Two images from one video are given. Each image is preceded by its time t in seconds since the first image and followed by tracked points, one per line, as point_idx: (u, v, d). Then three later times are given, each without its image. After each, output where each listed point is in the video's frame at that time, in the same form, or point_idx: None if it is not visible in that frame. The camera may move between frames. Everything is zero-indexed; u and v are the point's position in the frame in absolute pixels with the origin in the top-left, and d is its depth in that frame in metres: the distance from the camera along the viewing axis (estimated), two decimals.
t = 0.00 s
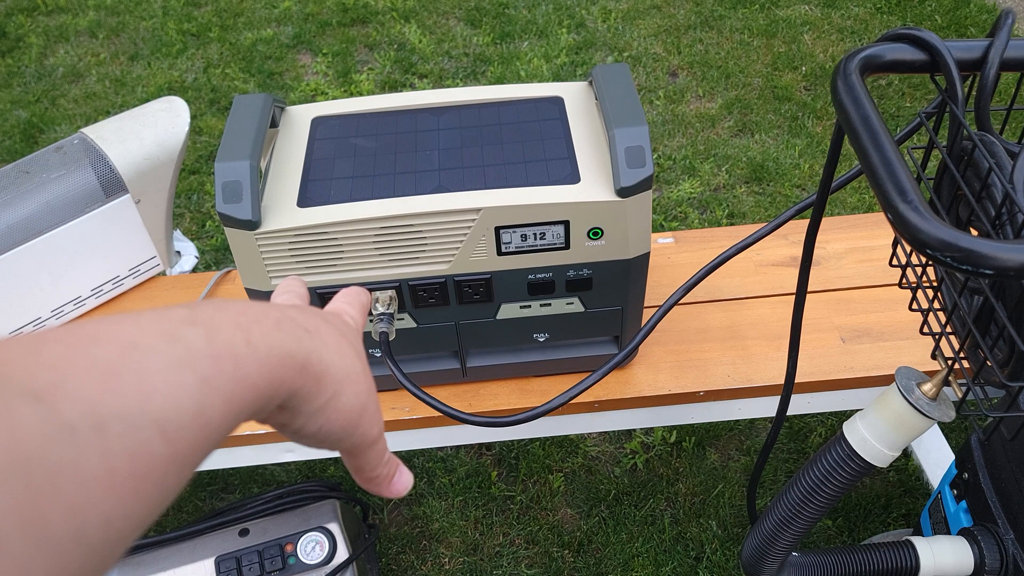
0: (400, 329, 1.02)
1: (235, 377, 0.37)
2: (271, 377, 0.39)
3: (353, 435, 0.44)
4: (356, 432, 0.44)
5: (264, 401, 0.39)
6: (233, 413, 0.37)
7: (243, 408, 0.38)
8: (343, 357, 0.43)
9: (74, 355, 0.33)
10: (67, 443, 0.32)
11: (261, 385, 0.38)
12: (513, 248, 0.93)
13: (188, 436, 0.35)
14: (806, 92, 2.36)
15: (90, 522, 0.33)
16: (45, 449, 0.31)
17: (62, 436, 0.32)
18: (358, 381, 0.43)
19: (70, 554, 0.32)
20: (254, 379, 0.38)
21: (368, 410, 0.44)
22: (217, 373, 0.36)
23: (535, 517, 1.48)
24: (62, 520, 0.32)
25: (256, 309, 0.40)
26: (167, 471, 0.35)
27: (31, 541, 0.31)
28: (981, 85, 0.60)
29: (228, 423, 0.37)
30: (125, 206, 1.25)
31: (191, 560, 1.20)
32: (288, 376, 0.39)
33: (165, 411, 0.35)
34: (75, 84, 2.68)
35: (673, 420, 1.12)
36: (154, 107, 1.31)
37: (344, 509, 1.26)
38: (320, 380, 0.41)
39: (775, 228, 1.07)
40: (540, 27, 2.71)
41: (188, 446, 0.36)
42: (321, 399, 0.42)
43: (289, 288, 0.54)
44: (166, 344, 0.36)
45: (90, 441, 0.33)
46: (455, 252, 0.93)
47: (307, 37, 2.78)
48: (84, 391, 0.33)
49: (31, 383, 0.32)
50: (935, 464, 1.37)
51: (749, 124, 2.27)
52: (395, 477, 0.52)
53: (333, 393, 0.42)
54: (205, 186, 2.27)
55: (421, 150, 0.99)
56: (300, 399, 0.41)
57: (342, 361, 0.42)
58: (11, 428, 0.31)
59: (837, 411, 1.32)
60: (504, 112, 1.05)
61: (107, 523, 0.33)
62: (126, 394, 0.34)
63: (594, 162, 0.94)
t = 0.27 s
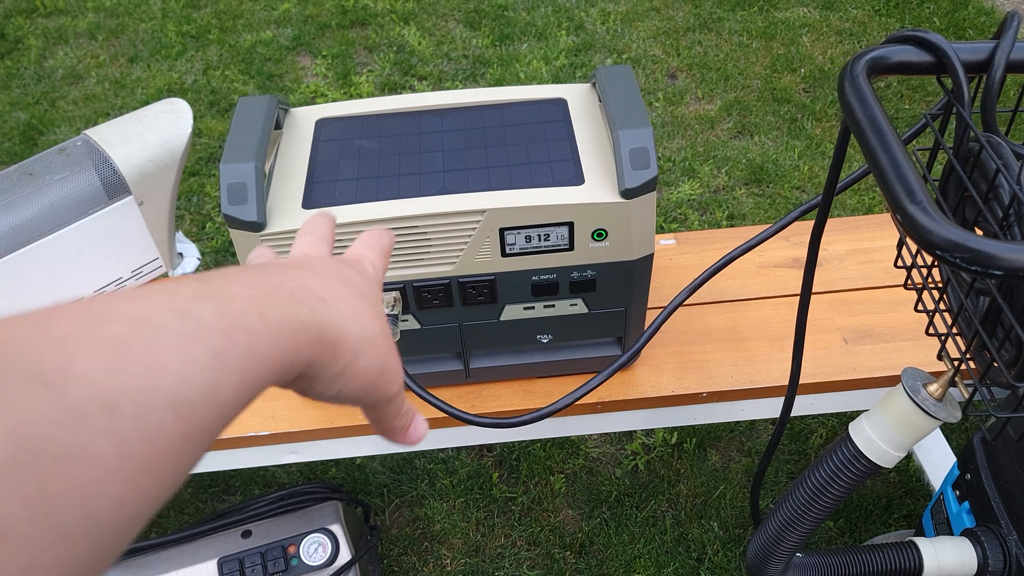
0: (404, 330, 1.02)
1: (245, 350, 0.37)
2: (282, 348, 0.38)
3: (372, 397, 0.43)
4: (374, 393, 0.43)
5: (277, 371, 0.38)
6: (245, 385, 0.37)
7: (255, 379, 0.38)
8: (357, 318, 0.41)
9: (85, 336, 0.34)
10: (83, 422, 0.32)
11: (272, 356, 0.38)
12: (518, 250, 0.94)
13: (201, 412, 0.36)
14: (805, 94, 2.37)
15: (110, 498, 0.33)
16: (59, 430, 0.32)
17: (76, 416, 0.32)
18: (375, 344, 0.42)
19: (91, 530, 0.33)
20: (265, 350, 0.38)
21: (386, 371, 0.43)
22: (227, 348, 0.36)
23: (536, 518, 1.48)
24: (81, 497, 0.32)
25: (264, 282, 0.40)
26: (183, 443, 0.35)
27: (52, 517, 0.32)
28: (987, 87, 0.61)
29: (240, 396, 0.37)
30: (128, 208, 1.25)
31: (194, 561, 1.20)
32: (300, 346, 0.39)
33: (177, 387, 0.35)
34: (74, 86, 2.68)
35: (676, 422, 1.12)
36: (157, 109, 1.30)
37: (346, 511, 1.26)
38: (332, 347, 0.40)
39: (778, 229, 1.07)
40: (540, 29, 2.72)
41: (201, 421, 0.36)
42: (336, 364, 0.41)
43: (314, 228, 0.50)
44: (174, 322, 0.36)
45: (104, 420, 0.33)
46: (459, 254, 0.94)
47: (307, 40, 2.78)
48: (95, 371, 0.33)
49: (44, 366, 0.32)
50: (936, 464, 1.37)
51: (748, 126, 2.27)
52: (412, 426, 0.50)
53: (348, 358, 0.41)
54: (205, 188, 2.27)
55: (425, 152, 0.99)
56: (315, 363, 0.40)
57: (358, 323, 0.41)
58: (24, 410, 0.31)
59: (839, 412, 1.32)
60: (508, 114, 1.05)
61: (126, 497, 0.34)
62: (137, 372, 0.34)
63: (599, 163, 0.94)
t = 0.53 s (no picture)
0: (405, 329, 1.02)
1: (237, 365, 0.38)
2: (270, 366, 0.39)
3: (351, 423, 0.45)
4: (352, 419, 0.44)
5: (262, 391, 0.39)
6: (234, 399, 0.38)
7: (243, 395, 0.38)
8: (342, 344, 0.43)
9: (81, 341, 0.34)
10: (76, 427, 0.32)
11: (260, 373, 0.38)
12: (519, 248, 0.94)
13: (191, 422, 0.36)
14: (803, 94, 2.37)
15: (97, 507, 0.33)
16: (54, 433, 0.31)
17: (71, 420, 0.32)
18: (356, 369, 0.43)
19: (76, 538, 0.33)
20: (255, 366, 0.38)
21: (365, 399, 0.44)
22: (218, 361, 0.37)
23: (536, 517, 1.48)
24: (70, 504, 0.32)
25: (254, 299, 0.41)
26: (171, 455, 0.35)
27: (40, 523, 0.31)
28: (988, 86, 0.61)
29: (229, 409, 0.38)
30: (128, 207, 1.25)
31: (194, 560, 1.19)
32: (287, 366, 0.40)
33: (169, 397, 0.35)
34: (73, 86, 2.67)
35: (676, 420, 1.12)
36: (157, 109, 1.31)
37: (346, 510, 1.26)
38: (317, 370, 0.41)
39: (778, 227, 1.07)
40: (538, 30, 2.72)
41: (189, 433, 0.36)
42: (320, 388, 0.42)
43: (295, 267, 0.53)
44: (168, 332, 0.36)
45: (98, 426, 0.33)
46: (460, 253, 0.94)
47: (305, 40, 2.78)
48: (91, 376, 0.33)
49: (41, 369, 0.32)
50: (934, 463, 1.38)
51: (747, 126, 2.28)
52: (385, 463, 0.52)
53: (331, 382, 0.42)
54: (203, 188, 2.27)
55: (427, 151, 0.99)
56: (298, 386, 0.41)
57: (342, 348, 0.43)
58: (21, 411, 0.31)
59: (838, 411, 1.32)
60: (509, 113, 1.05)
61: (112, 507, 0.34)
62: (130, 380, 0.34)
63: (599, 162, 0.95)
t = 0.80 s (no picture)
0: (407, 327, 1.03)
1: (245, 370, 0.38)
2: (279, 371, 0.40)
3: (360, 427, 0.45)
4: (363, 423, 0.45)
5: (272, 395, 0.40)
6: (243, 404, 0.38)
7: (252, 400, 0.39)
8: (351, 347, 0.43)
9: (93, 349, 0.34)
10: (87, 434, 0.33)
11: (269, 378, 0.39)
12: (521, 247, 0.94)
13: (201, 429, 0.36)
14: (804, 95, 2.38)
15: (108, 512, 0.33)
16: (67, 439, 0.32)
17: (84, 426, 0.32)
18: (365, 373, 0.44)
19: (89, 545, 0.33)
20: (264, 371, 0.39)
21: (375, 402, 0.45)
22: (227, 367, 0.37)
23: (537, 516, 1.48)
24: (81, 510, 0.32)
25: (263, 304, 0.42)
26: (181, 461, 0.36)
27: (53, 531, 0.31)
28: (989, 85, 0.61)
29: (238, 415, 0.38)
30: (131, 206, 1.25)
31: (197, 558, 1.20)
32: (296, 370, 0.40)
33: (179, 402, 0.35)
34: (75, 85, 2.68)
35: (677, 419, 1.12)
36: (160, 108, 1.31)
37: (348, 508, 1.26)
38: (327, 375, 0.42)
39: (780, 227, 1.08)
40: (539, 30, 2.73)
41: (200, 438, 0.36)
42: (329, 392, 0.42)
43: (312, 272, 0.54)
44: (177, 338, 0.37)
45: (107, 433, 0.33)
46: (463, 251, 0.94)
47: (307, 40, 2.79)
48: (102, 382, 0.33)
49: (53, 376, 0.33)
50: (934, 463, 1.38)
51: (747, 127, 2.28)
52: (397, 465, 0.52)
53: (340, 386, 0.43)
54: (205, 187, 2.27)
55: (429, 150, 1.00)
56: (307, 390, 0.42)
57: (352, 352, 0.43)
58: (32, 417, 0.31)
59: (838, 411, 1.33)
60: (512, 112, 1.06)
61: (123, 514, 0.34)
62: (142, 386, 0.34)
63: (601, 161, 0.95)
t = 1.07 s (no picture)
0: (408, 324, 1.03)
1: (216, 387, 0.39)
2: (252, 386, 0.40)
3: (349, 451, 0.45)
4: (355, 443, 0.44)
5: (243, 410, 0.40)
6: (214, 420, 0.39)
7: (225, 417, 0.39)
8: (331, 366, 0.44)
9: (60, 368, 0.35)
10: (47, 454, 0.33)
11: (241, 394, 0.40)
12: (522, 244, 0.95)
13: (166, 448, 0.37)
14: (804, 95, 2.38)
15: (74, 528, 0.34)
16: (29, 459, 0.33)
17: (45, 449, 0.33)
18: (349, 390, 0.44)
19: (48, 562, 0.34)
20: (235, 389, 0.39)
21: (366, 420, 0.44)
22: (198, 382, 0.38)
23: (537, 514, 1.48)
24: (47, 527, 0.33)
25: (244, 322, 0.42)
26: (149, 477, 0.36)
27: (11, 550, 0.32)
28: (988, 81, 0.62)
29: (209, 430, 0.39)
30: (133, 203, 1.26)
31: (198, 555, 1.20)
32: (268, 383, 0.41)
33: (146, 420, 0.36)
34: (76, 84, 2.68)
35: (677, 416, 1.13)
36: (162, 106, 1.31)
37: (348, 505, 1.27)
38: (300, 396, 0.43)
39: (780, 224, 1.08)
40: (540, 30, 2.73)
41: (168, 455, 0.37)
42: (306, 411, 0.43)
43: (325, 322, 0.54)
44: (146, 354, 0.37)
45: (68, 453, 0.34)
46: (464, 248, 0.95)
47: (308, 39, 2.79)
48: (67, 401, 0.34)
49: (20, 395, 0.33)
50: (933, 461, 1.38)
51: (748, 126, 2.29)
52: (415, 499, 0.51)
53: (320, 401, 0.43)
54: (206, 186, 2.28)
55: (430, 147, 1.00)
56: (285, 406, 0.42)
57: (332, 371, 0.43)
58: None
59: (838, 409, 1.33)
60: (513, 110, 1.06)
61: (83, 532, 0.35)
62: (109, 402, 0.35)
63: (602, 159, 0.95)
